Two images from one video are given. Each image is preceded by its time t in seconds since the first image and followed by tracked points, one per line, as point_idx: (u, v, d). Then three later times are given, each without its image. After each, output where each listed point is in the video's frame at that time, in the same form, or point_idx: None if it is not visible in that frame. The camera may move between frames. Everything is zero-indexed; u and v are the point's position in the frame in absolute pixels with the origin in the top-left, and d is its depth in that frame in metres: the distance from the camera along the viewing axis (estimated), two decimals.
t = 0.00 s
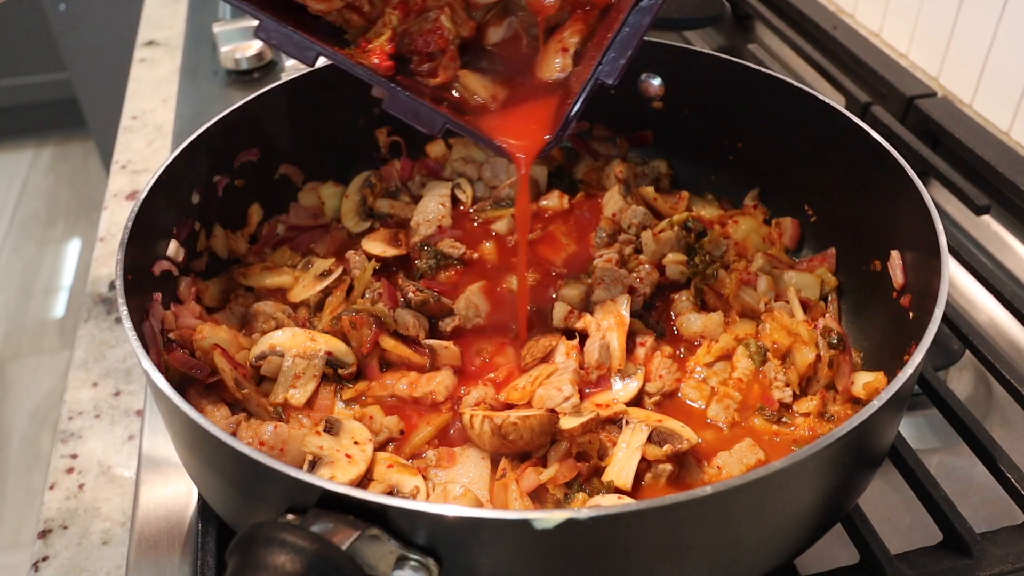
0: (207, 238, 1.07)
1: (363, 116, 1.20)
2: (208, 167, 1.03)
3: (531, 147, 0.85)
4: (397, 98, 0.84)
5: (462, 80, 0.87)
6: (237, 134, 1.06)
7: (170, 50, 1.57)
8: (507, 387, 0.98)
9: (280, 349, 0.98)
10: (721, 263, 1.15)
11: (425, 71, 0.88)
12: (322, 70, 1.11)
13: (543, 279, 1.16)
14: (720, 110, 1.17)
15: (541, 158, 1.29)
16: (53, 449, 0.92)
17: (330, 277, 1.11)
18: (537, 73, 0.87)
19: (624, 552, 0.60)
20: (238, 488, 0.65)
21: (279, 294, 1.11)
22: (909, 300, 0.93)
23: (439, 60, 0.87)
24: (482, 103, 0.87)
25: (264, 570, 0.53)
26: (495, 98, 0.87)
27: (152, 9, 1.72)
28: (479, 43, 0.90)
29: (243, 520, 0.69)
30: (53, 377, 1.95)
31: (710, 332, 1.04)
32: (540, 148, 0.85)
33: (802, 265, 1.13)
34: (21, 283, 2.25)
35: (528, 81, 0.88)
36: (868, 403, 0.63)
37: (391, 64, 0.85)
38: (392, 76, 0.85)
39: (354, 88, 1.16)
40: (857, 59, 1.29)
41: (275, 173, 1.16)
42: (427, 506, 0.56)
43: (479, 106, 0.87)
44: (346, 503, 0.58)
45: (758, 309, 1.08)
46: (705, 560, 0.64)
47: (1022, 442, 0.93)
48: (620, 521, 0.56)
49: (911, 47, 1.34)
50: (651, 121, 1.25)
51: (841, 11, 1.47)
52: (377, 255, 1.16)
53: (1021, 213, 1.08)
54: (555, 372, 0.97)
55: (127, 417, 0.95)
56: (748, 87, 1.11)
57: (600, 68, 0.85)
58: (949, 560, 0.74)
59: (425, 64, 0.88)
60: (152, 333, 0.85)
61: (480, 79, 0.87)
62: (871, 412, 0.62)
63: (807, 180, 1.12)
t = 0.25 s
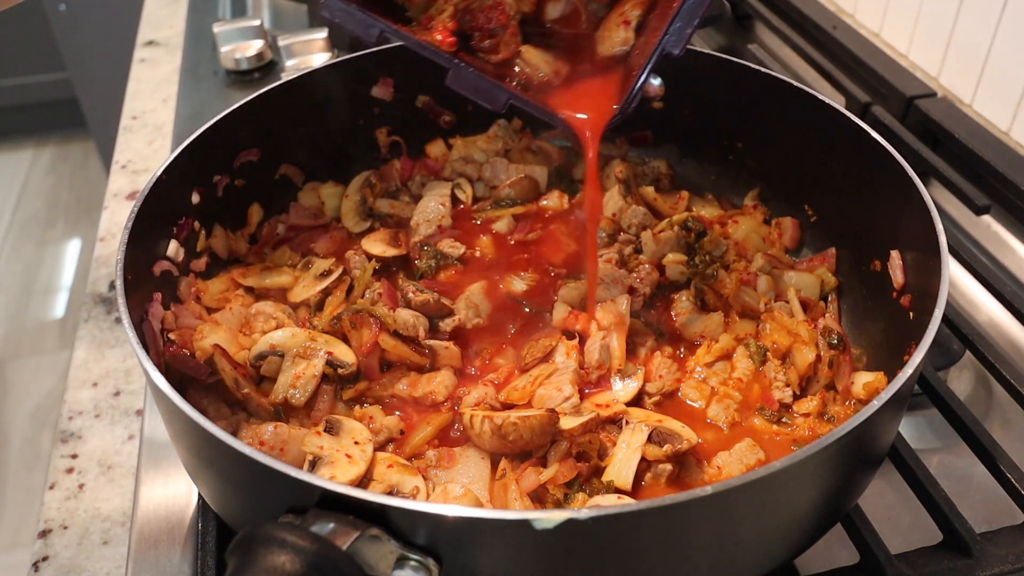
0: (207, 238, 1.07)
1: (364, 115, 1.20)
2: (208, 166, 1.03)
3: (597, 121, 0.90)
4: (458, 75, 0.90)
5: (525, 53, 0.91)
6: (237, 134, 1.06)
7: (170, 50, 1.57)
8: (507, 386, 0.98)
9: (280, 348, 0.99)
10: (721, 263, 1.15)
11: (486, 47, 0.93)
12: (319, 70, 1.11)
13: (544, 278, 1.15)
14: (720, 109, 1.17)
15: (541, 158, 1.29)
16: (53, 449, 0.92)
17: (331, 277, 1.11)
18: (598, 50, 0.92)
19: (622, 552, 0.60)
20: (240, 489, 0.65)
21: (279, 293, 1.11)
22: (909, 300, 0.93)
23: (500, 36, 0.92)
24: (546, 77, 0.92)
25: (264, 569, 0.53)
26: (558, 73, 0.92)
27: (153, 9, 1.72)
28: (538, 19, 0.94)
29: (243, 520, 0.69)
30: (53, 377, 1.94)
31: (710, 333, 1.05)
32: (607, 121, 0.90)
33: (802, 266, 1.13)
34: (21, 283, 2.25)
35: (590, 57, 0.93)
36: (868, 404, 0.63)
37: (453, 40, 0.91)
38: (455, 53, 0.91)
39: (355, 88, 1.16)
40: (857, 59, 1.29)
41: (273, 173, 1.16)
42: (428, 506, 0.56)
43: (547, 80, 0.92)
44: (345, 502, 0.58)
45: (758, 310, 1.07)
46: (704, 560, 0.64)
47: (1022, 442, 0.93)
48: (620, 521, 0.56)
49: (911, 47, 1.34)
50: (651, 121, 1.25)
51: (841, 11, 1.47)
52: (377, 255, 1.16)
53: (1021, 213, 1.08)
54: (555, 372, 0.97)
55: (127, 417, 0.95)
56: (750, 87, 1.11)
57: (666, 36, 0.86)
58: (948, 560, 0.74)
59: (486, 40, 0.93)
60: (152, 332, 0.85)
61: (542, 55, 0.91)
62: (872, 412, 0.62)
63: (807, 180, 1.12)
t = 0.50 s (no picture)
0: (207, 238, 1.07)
1: (364, 115, 1.21)
2: (208, 166, 1.03)
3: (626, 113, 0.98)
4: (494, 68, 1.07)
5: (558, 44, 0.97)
6: (237, 134, 1.06)
7: (170, 50, 1.57)
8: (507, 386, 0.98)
9: (280, 349, 0.99)
10: (720, 262, 1.16)
11: (518, 39, 0.97)
12: (319, 70, 1.11)
13: (545, 279, 1.15)
14: (719, 109, 1.17)
15: (541, 158, 1.30)
16: (53, 449, 0.92)
17: (331, 277, 1.12)
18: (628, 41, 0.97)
19: (622, 552, 0.60)
20: (241, 489, 0.65)
21: (278, 293, 1.11)
22: (909, 301, 0.93)
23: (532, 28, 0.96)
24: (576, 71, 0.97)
25: (264, 570, 0.53)
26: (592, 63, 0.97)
27: (153, 9, 1.72)
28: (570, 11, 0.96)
29: (243, 519, 0.69)
30: (53, 377, 1.94)
31: (710, 333, 1.04)
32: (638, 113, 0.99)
33: (802, 265, 1.12)
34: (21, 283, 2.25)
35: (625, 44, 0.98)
36: (868, 404, 0.63)
37: (487, 35, 0.97)
38: (489, 45, 0.97)
39: (355, 88, 1.17)
40: (858, 59, 1.29)
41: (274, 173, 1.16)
42: (428, 506, 0.56)
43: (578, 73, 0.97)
44: (344, 502, 0.58)
45: (758, 309, 1.07)
46: (704, 560, 0.64)
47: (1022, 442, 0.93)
48: (619, 521, 0.56)
49: (911, 47, 1.34)
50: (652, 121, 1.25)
51: (841, 11, 1.48)
52: (378, 254, 1.17)
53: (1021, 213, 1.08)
54: (554, 372, 0.97)
55: (127, 417, 0.95)
56: (750, 87, 1.11)
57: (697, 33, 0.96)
58: (947, 560, 0.74)
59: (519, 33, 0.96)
60: (152, 333, 0.85)
61: (572, 48, 0.97)
62: (871, 412, 0.62)
63: (807, 181, 1.12)
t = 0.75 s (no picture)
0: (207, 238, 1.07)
1: (363, 114, 1.23)
2: (209, 166, 1.03)
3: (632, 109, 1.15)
4: (503, 65, 1.17)
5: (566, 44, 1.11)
6: (238, 135, 1.06)
7: (170, 50, 1.57)
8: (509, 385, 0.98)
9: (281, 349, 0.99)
10: (721, 261, 1.14)
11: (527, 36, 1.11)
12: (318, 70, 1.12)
13: (543, 278, 1.15)
14: (719, 109, 1.18)
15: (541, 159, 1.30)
16: (53, 449, 0.92)
17: (331, 276, 1.12)
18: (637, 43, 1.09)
19: (622, 552, 0.60)
20: (241, 490, 0.65)
21: (278, 294, 1.10)
22: (909, 301, 0.93)
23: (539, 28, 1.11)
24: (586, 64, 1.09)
25: (264, 569, 0.53)
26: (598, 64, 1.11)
27: (153, 9, 1.72)
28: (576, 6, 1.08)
29: (243, 520, 0.69)
30: (52, 377, 1.94)
31: (709, 332, 1.03)
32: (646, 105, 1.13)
33: (801, 263, 1.10)
34: (21, 283, 2.25)
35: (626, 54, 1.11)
36: (868, 404, 0.63)
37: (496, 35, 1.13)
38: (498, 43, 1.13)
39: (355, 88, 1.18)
40: (857, 59, 1.29)
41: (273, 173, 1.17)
42: (428, 506, 0.56)
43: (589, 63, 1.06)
44: (344, 501, 0.57)
45: (758, 309, 1.06)
46: (704, 561, 0.64)
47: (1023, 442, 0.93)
48: (619, 521, 0.56)
49: (911, 47, 1.34)
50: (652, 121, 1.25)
51: (841, 11, 1.48)
52: (378, 255, 1.16)
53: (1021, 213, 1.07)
54: (554, 372, 0.96)
55: (127, 417, 0.95)
56: (750, 87, 1.11)
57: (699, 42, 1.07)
58: (947, 560, 0.74)
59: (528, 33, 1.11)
60: (152, 333, 0.85)
61: (581, 48, 1.10)
62: (871, 412, 0.62)
63: (807, 180, 1.12)
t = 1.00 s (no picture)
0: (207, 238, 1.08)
1: (363, 113, 1.23)
2: (209, 166, 1.03)
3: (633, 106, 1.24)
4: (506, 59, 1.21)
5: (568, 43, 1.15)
6: (238, 135, 1.06)
7: (170, 50, 1.57)
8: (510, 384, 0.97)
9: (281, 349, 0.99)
10: (720, 261, 1.12)
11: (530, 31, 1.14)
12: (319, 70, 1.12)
13: (542, 277, 1.14)
14: (719, 109, 1.18)
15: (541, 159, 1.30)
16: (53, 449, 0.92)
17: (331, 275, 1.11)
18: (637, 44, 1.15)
19: (622, 553, 0.60)
20: (241, 490, 0.65)
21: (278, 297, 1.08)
22: (909, 301, 0.93)
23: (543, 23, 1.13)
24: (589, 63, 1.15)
25: (264, 569, 0.53)
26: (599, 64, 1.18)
27: (153, 9, 1.72)
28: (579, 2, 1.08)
29: (243, 519, 0.69)
30: (52, 377, 1.94)
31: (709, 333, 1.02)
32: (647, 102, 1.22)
33: (799, 262, 1.10)
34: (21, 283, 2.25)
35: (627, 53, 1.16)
36: (868, 404, 0.63)
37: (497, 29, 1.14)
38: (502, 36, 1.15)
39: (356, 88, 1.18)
40: (857, 59, 1.29)
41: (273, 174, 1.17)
42: (429, 506, 0.56)
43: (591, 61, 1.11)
44: (343, 501, 0.57)
45: (759, 309, 1.06)
46: (704, 561, 0.64)
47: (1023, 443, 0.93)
48: (619, 521, 0.56)
49: (910, 47, 1.34)
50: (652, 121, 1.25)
51: (841, 11, 1.48)
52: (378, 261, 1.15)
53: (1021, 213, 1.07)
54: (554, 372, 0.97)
55: (127, 417, 0.95)
56: (750, 87, 1.12)
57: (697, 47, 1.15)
58: (947, 560, 0.74)
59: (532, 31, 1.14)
60: (152, 333, 0.85)
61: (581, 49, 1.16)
62: (872, 412, 0.62)
63: (807, 180, 1.12)
